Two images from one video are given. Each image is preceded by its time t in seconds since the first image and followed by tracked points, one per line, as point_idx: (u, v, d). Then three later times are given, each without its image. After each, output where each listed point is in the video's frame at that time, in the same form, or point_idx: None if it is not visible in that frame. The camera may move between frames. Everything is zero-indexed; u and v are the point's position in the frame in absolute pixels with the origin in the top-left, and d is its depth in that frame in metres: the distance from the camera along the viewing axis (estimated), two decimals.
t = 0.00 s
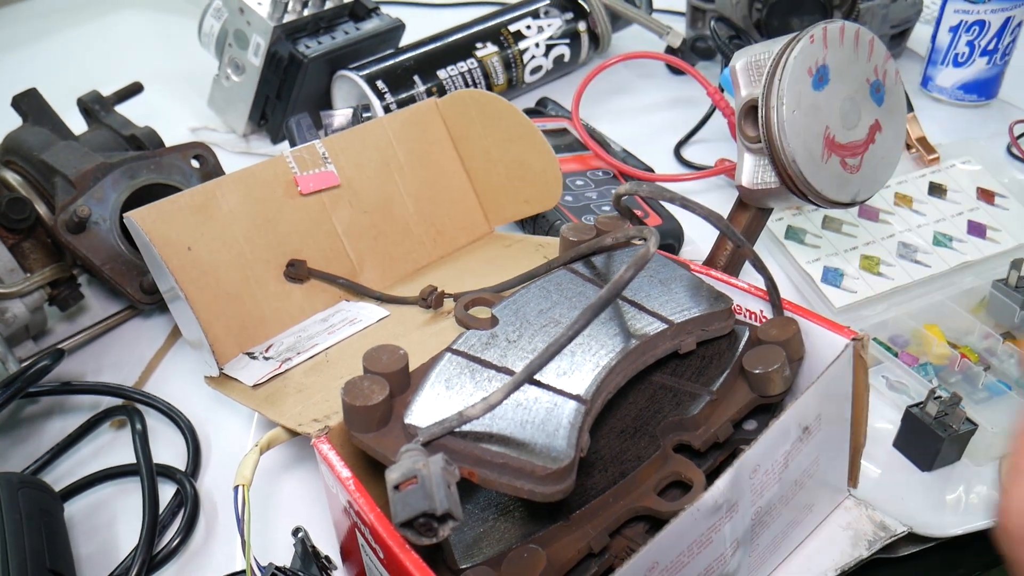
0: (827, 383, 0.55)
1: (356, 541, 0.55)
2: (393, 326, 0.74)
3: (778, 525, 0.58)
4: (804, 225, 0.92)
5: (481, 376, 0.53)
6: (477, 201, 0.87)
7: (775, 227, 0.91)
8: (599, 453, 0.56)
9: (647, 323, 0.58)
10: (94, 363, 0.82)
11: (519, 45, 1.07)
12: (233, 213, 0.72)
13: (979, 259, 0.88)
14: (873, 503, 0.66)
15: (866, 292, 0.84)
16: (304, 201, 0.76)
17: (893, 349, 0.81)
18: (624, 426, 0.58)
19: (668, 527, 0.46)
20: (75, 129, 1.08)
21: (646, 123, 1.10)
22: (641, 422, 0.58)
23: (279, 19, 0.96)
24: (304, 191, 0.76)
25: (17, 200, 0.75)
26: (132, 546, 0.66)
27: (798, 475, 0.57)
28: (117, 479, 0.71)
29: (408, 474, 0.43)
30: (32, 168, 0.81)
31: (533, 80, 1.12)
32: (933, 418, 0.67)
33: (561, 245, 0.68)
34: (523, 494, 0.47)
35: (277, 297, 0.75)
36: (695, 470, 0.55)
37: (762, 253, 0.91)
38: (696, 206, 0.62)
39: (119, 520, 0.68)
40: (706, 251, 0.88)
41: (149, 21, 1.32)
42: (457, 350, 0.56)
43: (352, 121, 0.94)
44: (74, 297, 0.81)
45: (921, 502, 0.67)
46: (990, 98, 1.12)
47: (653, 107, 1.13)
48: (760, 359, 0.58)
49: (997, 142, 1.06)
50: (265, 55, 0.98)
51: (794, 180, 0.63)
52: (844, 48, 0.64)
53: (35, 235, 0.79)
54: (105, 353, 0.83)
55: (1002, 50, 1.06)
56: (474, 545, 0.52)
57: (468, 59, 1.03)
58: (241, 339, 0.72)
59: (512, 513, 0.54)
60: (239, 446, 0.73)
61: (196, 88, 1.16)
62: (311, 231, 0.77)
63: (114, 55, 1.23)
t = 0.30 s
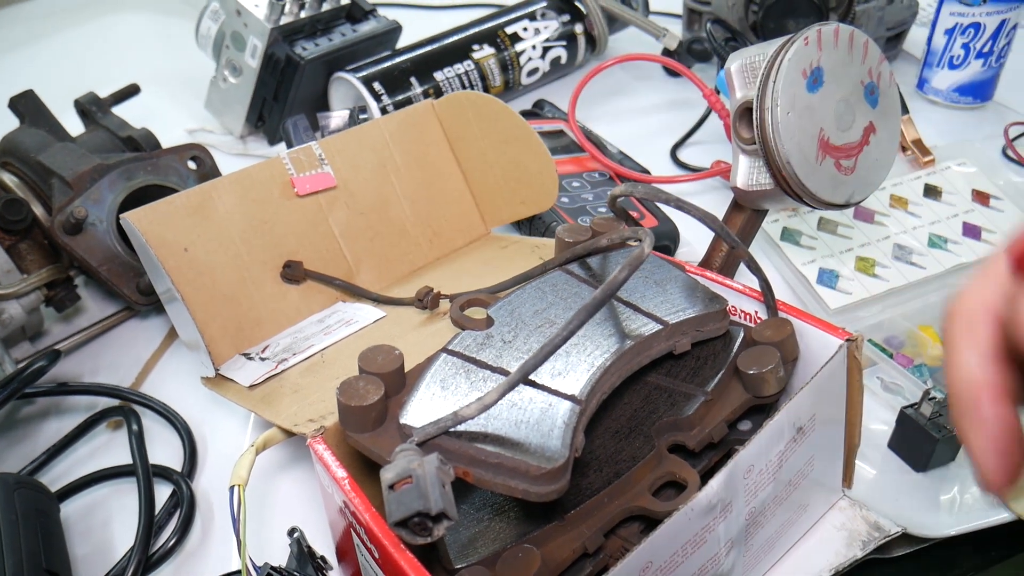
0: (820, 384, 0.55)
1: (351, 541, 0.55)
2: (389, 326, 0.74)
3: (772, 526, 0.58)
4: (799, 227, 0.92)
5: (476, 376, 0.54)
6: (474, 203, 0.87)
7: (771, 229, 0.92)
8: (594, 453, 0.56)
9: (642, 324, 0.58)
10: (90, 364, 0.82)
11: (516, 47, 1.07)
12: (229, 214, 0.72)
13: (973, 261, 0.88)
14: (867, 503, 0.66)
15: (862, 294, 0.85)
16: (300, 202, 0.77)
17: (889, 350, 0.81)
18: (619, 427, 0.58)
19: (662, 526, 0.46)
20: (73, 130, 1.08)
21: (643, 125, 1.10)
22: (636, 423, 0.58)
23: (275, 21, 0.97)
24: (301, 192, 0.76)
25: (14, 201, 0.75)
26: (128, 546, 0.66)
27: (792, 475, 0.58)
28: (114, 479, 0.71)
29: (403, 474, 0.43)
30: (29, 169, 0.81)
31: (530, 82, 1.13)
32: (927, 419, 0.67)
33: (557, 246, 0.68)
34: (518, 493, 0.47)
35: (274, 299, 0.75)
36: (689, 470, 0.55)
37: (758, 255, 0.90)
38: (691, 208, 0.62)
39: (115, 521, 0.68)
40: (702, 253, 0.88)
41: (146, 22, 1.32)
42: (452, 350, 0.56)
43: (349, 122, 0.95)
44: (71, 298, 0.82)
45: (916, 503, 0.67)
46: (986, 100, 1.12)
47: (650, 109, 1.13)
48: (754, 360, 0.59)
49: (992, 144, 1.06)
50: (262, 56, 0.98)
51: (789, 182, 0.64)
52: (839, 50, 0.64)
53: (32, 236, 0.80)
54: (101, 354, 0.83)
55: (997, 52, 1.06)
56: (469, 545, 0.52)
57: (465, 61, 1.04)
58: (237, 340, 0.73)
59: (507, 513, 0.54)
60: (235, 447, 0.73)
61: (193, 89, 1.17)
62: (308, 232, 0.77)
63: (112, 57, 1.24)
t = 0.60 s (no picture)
0: (814, 382, 0.55)
1: (346, 541, 0.56)
2: (384, 327, 0.74)
3: (767, 524, 0.58)
4: (795, 226, 0.92)
5: (471, 375, 0.54)
6: (469, 203, 0.87)
7: (766, 228, 0.92)
8: (589, 451, 0.57)
9: (636, 323, 0.58)
10: (87, 366, 0.82)
11: (511, 47, 1.07)
12: (224, 215, 0.72)
13: (969, 259, 0.88)
14: (862, 501, 0.67)
15: (857, 293, 0.85)
16: (295, 203, 0.77)
17: (884, 348, 0.82)
18: (614, 425, 0.58)
19: (656, 524, 0.46)
20: (68, 133, 1.08)
21: (638, 125, 1.11)
22: (630, 421, 0.58)
23: (270, 22, 0.97)
24: (295, 193, 0.76)
25: (9, 203, 0.75)
26: (125, 548, 0.66)
27: (787, 473, 0.58)
28: (110, 481, 0.71)
29: (397, 473, 0.43)
30: (23, 171, 0.81)
31: (525, 82, 1.13)
32: (922, 417, 0.67)
33: (552, 245, 0.68)
34: (512, 492, 0.47)
35: (269, 300, 0.75)
36: (684, 468, 0.55)
37: (754, 254, 0.91)
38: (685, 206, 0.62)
39: (111, 522, 0.68)
40: (697, 252, 0.88)
41: (142, 24, 1.32)
42: (446, 349, 0.56)
43: (344, 123, 0.95)
44: (66, 300, 0.81)
45: (911, 501, 0.67)
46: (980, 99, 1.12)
47: (645, 108, 1.13)
48: (748, 358, 0.59)
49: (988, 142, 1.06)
50: (257, 58, 0.98)
51: (782, 180, 0.64)
52: (832, 49, 0.64)
53: (27, 238, 0.79)
54: (97, 356, 0.83)
55: (992, 51, 1.06)
56: (465, 545, 0.52)
57: (460, 62, 1.04)
58: (233, 341, 0.73)
59: (502, 512, 0.54)
60: (231, 448, 0.73)
61: (188, 91, 1.17)
62: (303, 233, 0.77)
63: (108, 59, 1.24)
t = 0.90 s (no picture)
0: (811, 378, 0.55)
1: (344, 538, 0.56)
2: (381, 325, 0.74)
3: (764, 520, 0.59)
4: (792, 223, 0.92)
5: (468, 373, 0.54)
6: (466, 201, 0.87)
7: (764, 225, 0.92)
8: (585, 449, 0.57)
9: (633, 320, 0.58)
10: (84, 364, 0.82)
11: (509, 45, 1.08)
12: (221, 213, 0.72)
13: (965, 257, 0.88)
14: (859, 498, 0.67)
15: (854, 291, 0.85)
16: (292, 201, 0.77)
17: (882, 346, 0.81)
18: (611, 422, 0.58)
19: (653, 521, 0.47)
20: (65, 131, 1.08)
21: (636, 123, 1.11)
22: (627, 418, 0.58)
23: (267, 21, 0.97)
24: (293, 191, 0.76)
25: (6, 202, 0.75)
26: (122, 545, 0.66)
27: (783, 470, 0.58)
28: (107, 480, 0.71)
29: (394, 470, 0.43)
30: (20, 169, 0.81)
31: (523, 80, 1.13)
32: (919, 414, 0.68)
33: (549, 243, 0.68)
34: (509, 489, 0.48)
35: (267, 298, 0.75)
36: (681, 465, 0.55)
37: (751, 252, 0.91)
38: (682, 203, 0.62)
39: (109, 521, 0.68)
40: (695, 250, 0.89)
41: (139, 23, 1.32)
42: (443, 347, 0.56)
43: (341, 122, 0.95)
44: (64, 299, 0.81)
45: (908, 498, 0.67)
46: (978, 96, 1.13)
47: (643, 106, 1.13)
48: (745, 355, 0.59)
49: (985, 140, 1.06)
50: (255, 56, 0.98)
51: (778, 177, 0.64)
52: (829, 46, 0.64)
53: (24, 237, 0.79)
54: (95, 354, 0.84)
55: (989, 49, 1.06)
56: (462, 542, 0.52)
57: (457, 60, 1.04)
58: (231, 340, 0.73)
59: (499, 509, 0.54)
60: (228, 446, 0.73)
61: (185, 90, 1.17)
62: (300, 231, 0.77)
63: (105, 58, 1.24)
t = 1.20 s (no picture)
0: (810, 379, 0.55)
1: (343, 539, 0.56)
2: (381, 325, 0.74)
3: (763, 521, 0.59)
4: (792, 223, 0.92)
5: (467, 374, 0.54)
6: (466, 201, 0.87)
7: (764, 225, 0.92)
8: (585, 449, 0.57)
9: (633, 320, 0.58)
10: (84, 364, 0.82)
11: (509, 45, 1.07)
12: (221, 213, 0.72)
13: (965, 256, 0.88)
14: (859, 498, 0.67)
15: (854, 290, 0.85)
16: (292, 201, 0.77)
17: (882, 345, 0.81)
18: (610, 423, 0.58)
19: (651, 523, 0.47)
20: (65, 131, 1.08)
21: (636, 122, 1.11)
22: (627, 419, 0.58)
23: (267, 21, 0.97)
24: (292, 191, 0.76)
25: (5, 202, 0.75)
26: (122, 546, 0.66)
27: (783, 471, 0.58)
28: (107, 480, 0.71)
29: (393, 471, 0.43)
30: (20, 169, 0.81)
31: (523, 80, 1.13)
32: (919, 414, 0.67)
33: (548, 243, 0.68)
34: (508, 490, 0.48)
35: (266, 298, 0.75)
36: (680, 466, 0.55)
37: (751, 252, 0.91)
38: (681, 204, 0.62)
39: (108, 521, 0.68)
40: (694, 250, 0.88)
41: (139, 23, 1.32)
42: (443, 347, 0.56)
43: (341, 121, 0.95)
44: (64, 299, 0.81)
45: (908, 499, 0.67)
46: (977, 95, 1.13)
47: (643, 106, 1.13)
48: (744, 356, 0.59)
49: (985, 138, 1.06)
50: (254, 56, 0.98)
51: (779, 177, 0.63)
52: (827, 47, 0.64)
53: (24, 237, 0.79)
54: (94, 355, 0.84)
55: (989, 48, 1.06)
56: (461, 543, 0.52)
57: (457, 60, 1.04)
58: (231, 340, 0.73)
59: (499, 510, 0.54)
60: (228, 446, 0.73)
61: (185, 90, 1.17)
62: (300, 231, 0.77)
63: (105, 58, 1.24)
